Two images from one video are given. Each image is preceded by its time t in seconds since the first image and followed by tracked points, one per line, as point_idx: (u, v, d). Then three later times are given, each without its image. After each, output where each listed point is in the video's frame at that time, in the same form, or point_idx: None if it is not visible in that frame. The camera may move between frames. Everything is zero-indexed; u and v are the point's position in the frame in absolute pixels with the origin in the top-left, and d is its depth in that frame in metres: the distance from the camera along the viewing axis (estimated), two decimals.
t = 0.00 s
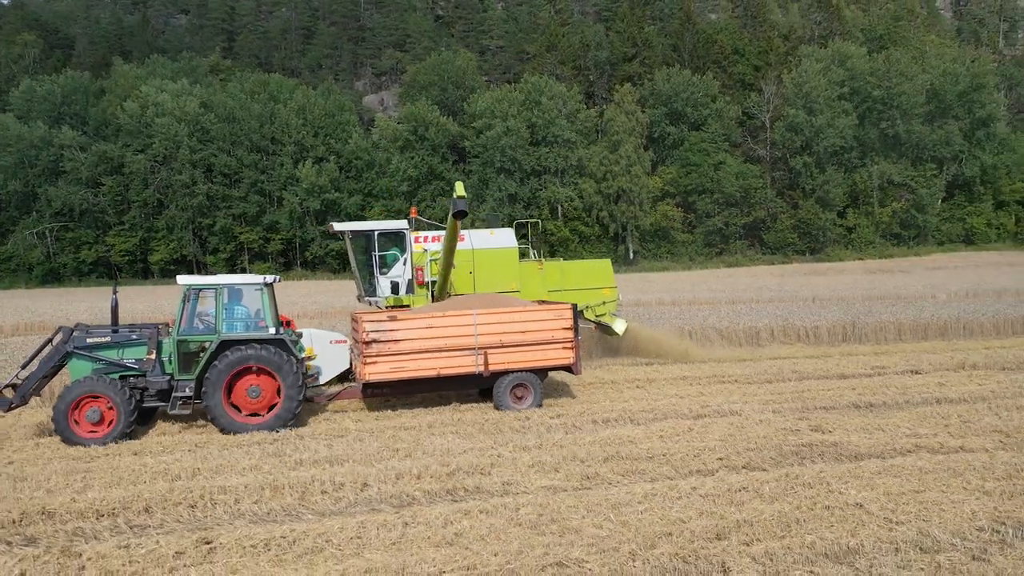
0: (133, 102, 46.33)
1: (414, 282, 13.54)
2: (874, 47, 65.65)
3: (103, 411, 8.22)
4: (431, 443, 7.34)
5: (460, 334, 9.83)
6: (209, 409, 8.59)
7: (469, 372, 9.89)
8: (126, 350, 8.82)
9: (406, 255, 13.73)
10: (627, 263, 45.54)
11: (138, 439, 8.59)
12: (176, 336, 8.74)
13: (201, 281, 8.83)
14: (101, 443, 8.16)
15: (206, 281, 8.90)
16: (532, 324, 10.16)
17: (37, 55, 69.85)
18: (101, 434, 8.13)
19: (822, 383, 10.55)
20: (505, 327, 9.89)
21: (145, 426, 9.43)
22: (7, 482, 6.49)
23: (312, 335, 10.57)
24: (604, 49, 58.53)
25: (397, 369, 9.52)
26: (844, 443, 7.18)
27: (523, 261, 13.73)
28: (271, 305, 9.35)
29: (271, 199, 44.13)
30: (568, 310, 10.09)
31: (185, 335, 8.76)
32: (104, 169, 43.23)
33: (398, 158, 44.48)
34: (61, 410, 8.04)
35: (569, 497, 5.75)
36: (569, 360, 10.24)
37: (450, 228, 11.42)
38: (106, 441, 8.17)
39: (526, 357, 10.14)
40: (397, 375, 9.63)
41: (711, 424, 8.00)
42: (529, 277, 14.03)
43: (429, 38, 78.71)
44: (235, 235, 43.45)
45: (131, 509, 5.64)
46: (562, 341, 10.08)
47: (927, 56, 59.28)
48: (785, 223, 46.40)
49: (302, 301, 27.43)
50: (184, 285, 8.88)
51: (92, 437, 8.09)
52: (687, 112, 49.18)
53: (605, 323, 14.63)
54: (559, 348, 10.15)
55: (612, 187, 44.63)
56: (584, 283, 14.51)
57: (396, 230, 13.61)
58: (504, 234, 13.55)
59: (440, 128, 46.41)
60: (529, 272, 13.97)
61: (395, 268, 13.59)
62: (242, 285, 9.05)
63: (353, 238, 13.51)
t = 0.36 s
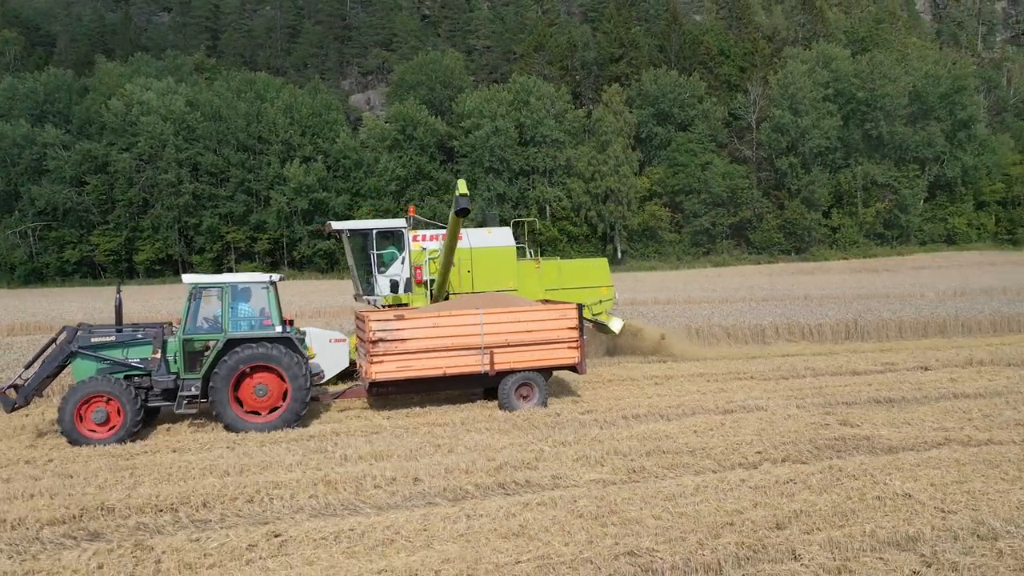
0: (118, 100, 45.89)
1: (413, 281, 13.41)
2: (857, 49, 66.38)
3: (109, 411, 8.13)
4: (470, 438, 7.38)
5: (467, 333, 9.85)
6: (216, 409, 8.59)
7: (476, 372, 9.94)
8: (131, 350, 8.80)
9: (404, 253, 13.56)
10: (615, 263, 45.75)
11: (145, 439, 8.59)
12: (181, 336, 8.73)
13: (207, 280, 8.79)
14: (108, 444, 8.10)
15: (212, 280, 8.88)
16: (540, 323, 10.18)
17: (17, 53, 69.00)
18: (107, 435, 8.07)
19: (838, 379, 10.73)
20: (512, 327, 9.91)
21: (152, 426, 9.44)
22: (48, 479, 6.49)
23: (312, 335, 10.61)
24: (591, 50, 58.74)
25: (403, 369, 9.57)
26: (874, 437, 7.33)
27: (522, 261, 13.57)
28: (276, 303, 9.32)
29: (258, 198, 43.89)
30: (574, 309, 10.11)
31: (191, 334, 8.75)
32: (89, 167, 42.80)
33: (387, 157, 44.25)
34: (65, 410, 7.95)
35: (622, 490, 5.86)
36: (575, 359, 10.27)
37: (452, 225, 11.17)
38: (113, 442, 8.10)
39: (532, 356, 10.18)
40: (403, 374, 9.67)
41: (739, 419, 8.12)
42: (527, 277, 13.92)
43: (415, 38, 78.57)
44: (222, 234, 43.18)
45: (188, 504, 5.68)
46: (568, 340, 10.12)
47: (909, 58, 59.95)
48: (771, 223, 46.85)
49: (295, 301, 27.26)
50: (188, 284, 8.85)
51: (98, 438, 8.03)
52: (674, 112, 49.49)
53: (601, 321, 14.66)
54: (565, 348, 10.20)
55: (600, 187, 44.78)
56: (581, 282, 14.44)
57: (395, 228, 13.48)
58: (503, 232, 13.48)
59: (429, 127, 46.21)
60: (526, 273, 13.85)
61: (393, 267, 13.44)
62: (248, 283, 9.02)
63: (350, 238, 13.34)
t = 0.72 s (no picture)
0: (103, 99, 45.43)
1: (411, 280, 13.23)
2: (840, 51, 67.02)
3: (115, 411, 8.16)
4: (507, 434, 7.46)
5: (473, 330, 9.91)
6: (223, 406, 8.56)
7: (483, 370, 9.99)
8: (136, 348, 8.79)
9: (403, 252, 13.40)
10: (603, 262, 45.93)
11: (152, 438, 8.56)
12: (188, 334, 8.74)
13: (213, 277, 8.82)
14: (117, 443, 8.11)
15: (219, 279, 8.91)
16: (545, 321, 10.26)
17: None
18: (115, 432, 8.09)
19: (854, 375, 10.91)
20: (517, 325, 9.98)
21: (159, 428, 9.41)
22: (92, 475, 6.49)
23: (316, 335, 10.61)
24: (578, 50, 58.90)
25: (410, 366, 9.63)
26: (905, 430, 7.48)
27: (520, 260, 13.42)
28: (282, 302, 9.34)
29: (245, 197, 43.67)
30: (579, 307, 10.19)
31: (197, 332, 8.76)
32: (73, 166, 42.38)
33: (375, 156, 43.96)
34: (71, 408, 7.97)
35: (672, 481, 5.97)
36: (580, 356, 10.34)
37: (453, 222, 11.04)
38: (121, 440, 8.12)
39: (538, 354, 10.25)
40: (410, 372, 9.73)
41: (768, 414, 8.26)
42: (525, 276, 13.80)
43: (402, 37, 78.35)
44: (209, 234, 42.93)
45: (244, 498, 5.72)
46: (573, 337, 10.20)
47: (892, 60, 60.60)
48: (758, 223, 47.26)
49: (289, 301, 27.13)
50: (194, 283, 8.91)
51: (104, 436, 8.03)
52: (661, 113, 49.68)
53: (598, 320, 14.63)
54: (570, 345, 10.28)
55: (589, 187, 44.86)
56: (579, 280, 14.35)
57: (392, 227, 13.31)
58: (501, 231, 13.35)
59: (417, 126, 46.01)
60: (524, 272, 13.74)
61: (391, 266, 13.27)
62: (254, 281, 9.04)
63: (348, 236, 13.19)
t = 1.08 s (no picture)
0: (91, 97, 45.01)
1: (412, 278, 13.13)
2: (828, 53, 67.67)
3: (125, 409, 8.19)
4: (548, 428, 7.56)
5: (480, 327, 9.95)
6: (232, 404, 8.53)
7: (492, 366, 10.04)
8: (145, 347, 8.78)
9: (403, 250, 13.31)
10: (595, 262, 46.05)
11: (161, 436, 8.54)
12: (197, 332, 8.71)
13: (222, 276, 8.79)
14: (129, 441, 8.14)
15: (227, 276, 8.87)
16: (551, 317, 10.29)
17: None
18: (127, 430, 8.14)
19: (871, 370, 11.10)
20: (525, 321, 10.03)
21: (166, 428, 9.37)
22: (138, 470, 6.52)
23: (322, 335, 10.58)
24: (569, 50, 59.04)
25: (419, 363, 9.67)
26: (936, 423, 7.62)
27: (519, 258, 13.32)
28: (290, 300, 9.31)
29: (235, 197, 43.48)
30: (586, 304, 10.24)
31: (207, 330, 8.74)
32: (61, 165, 42.00)
33: (366, 156, 43.86)
34: (83, 408, 7.96)
35: (720, 472, 6.10)
36: (587, 353, 10.39)
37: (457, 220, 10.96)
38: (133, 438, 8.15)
39: (545, 351, 10.29)
40: (418, 368, 9.76)
41: (796, 408, 8.40)
42: (524, 274, 13.69)
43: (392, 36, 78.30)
44: (199, 233, 42.69)
45: (304, 491, 5.79)
46: (580, 334, 10.25)
47: (878, 61, 61.22)
48: (748, 222, 47.62)
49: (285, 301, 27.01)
50: (203, 281, 8.86)
51: (117, 434, 8.06)
52: (652, 113, 49.76)
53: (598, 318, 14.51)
54: (577, 342, 10.33)
55: (580, 187, 44.88)
56: (578, 278, 14.23)
57: (394, 226, 13.22)
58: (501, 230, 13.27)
59: (409, 126, 45.93)
60: (524, 269, 13.63)
61: (392, 265, 13.19)
62: (263, 279, 9.03)
63: (348, 235, 13.12)
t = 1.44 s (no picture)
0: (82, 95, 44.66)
1: (414, 276, 13.14)
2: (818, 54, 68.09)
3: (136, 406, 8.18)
4: (586, 422, 7.66)
5: (490, 326, 10.03)
6: (242, 404, 8.56)
7: (500, 365, 10.11)
8: (152, 346, 8.75)
9: (406, 248, 13.33)
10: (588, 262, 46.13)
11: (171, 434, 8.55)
12: (206, 331, 8.74)
13: (230, 274, 8.79)
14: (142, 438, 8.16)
15: (236, 275, 8.89)
16: (560, 316, 10.37)
17: None
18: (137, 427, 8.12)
19: (887, 367, 11.24)
20: (534, 320, 10.11)
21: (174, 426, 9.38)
22: (181, 464, 6.56)
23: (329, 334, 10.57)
24: (561, 51, 59.08)
25: (429, 361, 9.74)
26: (964, 416, 7.75)
27: (520, 257, 13.21)
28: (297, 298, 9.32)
29: (228, 196, 43.32)
30: (594, 302, 10.32)
31: (216, 329, 8.77)
32: (52, 164, 41.68)
33: (359, 155, 43.78)
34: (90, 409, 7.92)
35: (764, 464, 6.21)
36: (596, 351, 10.48)
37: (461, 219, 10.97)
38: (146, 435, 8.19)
39: (553, 349, 10.36)
40: (427, 367, 9.83)
41: (823, 402, 8.53)
42: (526, 273, 13.57)
43: (385, 35, 78.12)
44: (191, 232, 42.51)
45: (357, 484, 5.86)
46: (588, 333, 10.33)
47: (868, 62, 61.63)
48: (740, 222, 47.89)
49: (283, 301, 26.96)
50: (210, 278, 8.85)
51: (127, 433, 8.07)
52: (645, 113, 49.60)
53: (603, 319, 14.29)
54: (585, 340, 10.41)
55: (574, 187, 44.89)
56: (582, 278, 14.03)
57: (396, 224, 13.33)
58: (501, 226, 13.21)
59: (402, 125, 45.84)
60: (525, 268, 13.52)
61: (394, 263, 13.22)
62: (271, 278, 9.03)
63: (351, 233, 13.20)
